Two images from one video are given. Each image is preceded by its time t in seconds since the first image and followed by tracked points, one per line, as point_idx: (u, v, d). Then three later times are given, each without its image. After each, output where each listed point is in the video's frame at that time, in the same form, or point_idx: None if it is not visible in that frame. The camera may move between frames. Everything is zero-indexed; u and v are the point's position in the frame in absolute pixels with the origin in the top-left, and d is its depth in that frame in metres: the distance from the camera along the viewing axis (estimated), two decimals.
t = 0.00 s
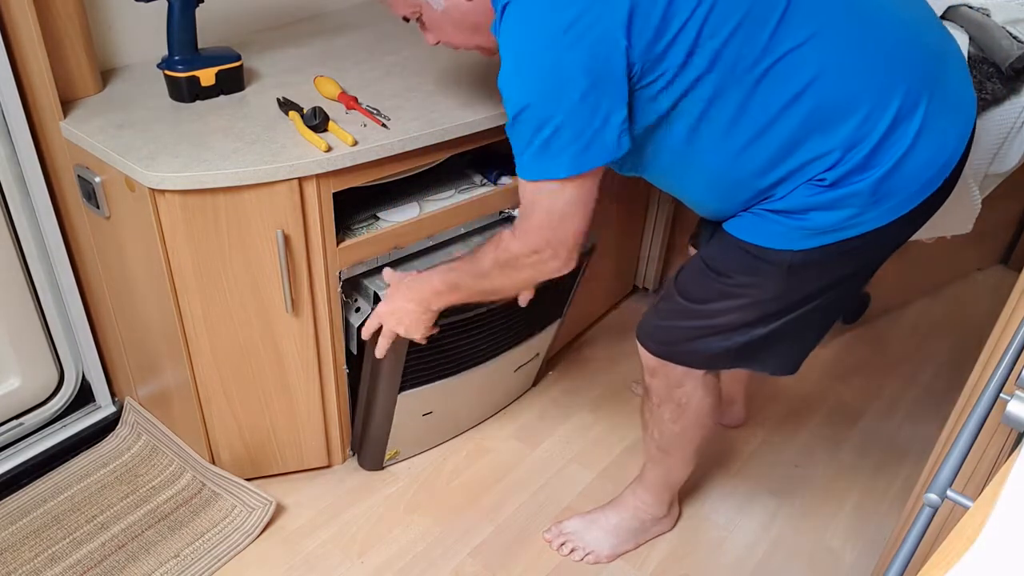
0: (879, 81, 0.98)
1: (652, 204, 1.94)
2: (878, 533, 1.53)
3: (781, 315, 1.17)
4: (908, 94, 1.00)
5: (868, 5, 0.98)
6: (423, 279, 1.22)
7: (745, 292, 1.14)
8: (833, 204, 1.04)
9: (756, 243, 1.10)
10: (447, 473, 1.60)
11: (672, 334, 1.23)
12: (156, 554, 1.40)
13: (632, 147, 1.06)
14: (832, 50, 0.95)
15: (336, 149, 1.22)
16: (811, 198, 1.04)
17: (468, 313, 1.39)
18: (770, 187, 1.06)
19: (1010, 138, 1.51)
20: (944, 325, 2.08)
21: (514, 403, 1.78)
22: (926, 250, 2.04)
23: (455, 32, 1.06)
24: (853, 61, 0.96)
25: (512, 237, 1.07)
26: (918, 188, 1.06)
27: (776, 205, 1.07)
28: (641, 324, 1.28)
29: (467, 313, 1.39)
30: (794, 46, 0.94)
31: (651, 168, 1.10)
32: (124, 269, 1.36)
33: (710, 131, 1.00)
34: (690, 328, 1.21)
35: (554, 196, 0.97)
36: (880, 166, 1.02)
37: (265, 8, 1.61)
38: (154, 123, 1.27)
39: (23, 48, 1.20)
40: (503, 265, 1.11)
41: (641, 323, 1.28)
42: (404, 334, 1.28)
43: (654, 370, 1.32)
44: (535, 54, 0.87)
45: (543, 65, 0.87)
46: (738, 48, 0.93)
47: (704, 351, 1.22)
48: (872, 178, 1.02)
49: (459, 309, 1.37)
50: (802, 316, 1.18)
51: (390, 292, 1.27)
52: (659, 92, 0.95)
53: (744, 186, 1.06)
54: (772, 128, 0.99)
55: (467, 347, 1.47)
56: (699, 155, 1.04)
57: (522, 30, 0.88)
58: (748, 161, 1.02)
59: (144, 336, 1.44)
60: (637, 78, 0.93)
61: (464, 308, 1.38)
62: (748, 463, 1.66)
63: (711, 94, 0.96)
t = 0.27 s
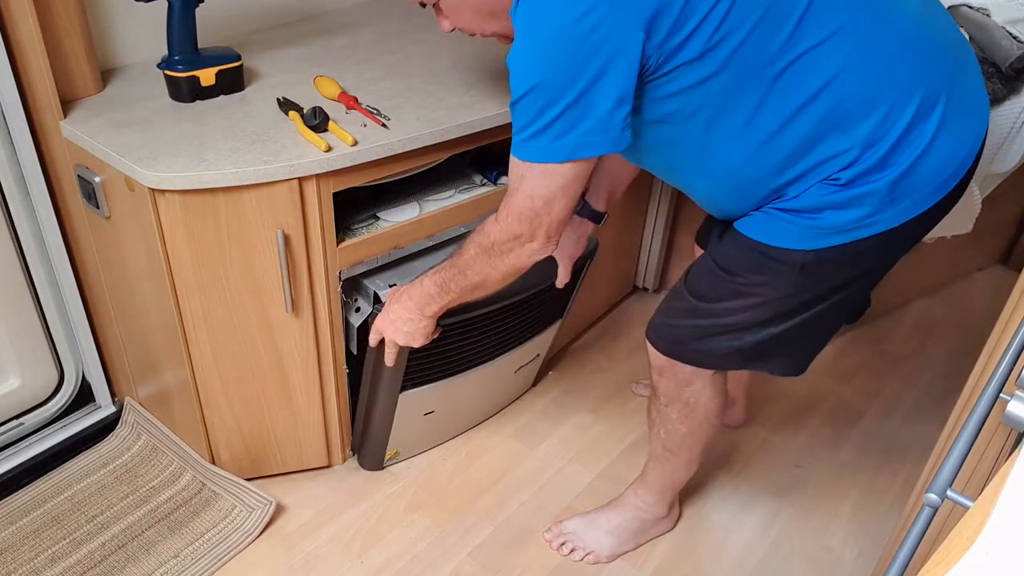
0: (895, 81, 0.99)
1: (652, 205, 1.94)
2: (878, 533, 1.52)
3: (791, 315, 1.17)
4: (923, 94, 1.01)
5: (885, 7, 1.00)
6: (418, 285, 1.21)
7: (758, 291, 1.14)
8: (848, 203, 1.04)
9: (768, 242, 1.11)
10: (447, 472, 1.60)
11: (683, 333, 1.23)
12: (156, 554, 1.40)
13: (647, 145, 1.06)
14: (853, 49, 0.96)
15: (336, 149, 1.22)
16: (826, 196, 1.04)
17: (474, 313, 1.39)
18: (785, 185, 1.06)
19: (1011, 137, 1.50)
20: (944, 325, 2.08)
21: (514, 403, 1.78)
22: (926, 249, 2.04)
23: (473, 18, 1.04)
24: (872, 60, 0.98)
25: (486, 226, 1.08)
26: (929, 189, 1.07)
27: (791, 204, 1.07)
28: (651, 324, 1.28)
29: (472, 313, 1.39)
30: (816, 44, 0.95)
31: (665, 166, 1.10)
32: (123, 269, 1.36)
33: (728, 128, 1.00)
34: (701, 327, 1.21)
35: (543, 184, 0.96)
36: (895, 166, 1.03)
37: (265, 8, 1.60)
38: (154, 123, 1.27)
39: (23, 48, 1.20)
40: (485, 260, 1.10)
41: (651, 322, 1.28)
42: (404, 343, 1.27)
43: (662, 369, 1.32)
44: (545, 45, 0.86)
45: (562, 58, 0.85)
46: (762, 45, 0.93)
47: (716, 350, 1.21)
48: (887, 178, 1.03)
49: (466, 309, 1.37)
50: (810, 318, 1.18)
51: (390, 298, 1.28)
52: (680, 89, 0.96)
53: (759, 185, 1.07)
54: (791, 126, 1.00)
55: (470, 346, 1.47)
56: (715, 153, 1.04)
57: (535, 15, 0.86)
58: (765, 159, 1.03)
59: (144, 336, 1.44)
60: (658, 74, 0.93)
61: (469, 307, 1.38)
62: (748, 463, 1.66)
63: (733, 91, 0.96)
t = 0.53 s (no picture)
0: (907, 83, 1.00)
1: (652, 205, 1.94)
2: (878, 533, 1.52)
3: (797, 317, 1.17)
4: (934, 98, 1.02)
5: (898, 11, 1.00)
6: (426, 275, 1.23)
7: (765, 292, 1.14)
8: (858, 205, 1.05)
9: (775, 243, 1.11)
10: (447, 472, 1.60)
11: (689, 332, 1.23)
12: (156, 555, 1.40)
13: (660, 144, 1.07)
14: (866, 51, 0.97)
15: (336, 149, 1.22)
16: (836, 198, 1.04)
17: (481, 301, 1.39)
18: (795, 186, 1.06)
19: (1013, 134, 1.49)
20: (944, 326, 2.08)
21: (514, 403, 1.78)
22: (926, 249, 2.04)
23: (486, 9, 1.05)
24: (884, 63, 0.98)
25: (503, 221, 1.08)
26: (938, 192, 1.08)
27: (800, 205, 1.07)
28: (657, 323, 1.28)
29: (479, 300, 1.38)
30: (831, 46, 0.95)
31: (677, 165, 1.10)
32: (123, 269, 1.36)
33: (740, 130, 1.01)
34: (708, 327, 1.21)
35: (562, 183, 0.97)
36: (906, 169, 1.03)
37: (265, 8, 1.60)
38: (154, 123, 1.27)
39: (23, 48, 1.20)
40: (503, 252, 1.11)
41: (657, 321, 1.28)
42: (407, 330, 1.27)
43: (668, 368, 1.31)
44: (565, 40, 0.86)
45: (579, 56, 0.86)
46: (778, 45, 0.94)
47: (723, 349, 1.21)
48: (897, 180, 1.03)
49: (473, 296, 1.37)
50: (815, 321, 1.18)
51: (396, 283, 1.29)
52: (694, 91, 0.96)
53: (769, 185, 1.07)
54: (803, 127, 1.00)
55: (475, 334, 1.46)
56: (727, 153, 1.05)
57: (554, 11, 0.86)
58: (776, 160, 1.03)
59: (144, 336, 1.44)
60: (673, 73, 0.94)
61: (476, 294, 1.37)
62: (748, 463, 1.66)
63: (747, 91, 0.97)
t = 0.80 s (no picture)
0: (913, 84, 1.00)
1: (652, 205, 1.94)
2: (878, 533, 1.52)
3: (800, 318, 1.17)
4: (939, 98, 1.02)
5: (905, 12, 1.00)
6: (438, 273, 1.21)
7: (769, 291, 1.14)
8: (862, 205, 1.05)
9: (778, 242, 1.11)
10: (447, 472, 1.60)
11: (693, 331, 1.23)
12: (156, 554, 1.40)
13: (665, 142, 1.07)
14: (872, 51, 0.97)
15: (336, 149, 1.22)
16: (840, 198, 1.04)
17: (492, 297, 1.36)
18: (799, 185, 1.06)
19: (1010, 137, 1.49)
20: (944, 326, 2.08)
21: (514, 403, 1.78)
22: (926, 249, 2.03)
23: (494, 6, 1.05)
24: (890, 63, 0.98)
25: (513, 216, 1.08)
26: (942, 193, 1.08)
27: (804, 204, 1.07)
28: (659, 321, 1.28)
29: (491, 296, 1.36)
30: (837, 45, 0.95)
31: (681, 163, 1.10)
32: (123, 268, 1.36)
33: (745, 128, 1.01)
34: (711, 327, 1.21)
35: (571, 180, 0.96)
36: (910, 169, 1.03)
37: (265, 8, 1.60)
38: (154, 123, 1.27)
39: (23, 48, 1.20)
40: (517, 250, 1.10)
41: (660, 319, 1.28)
42: (414, 326, 1.27)
43: (671, 367, 1.32)
44: (573, 37, 0.86)
45: (585, 53, 0.86)
46: (785, 44, 0.94)
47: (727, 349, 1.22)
48: (901, 181, 1.03)
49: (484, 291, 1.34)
50: (817, 321, 1.18)
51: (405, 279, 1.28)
52: (699, 89, 0.96)
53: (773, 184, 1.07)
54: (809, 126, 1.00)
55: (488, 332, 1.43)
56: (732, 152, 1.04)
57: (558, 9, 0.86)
58: (781, 160, 1.03)
59: (143, 336, 1.44)
60: (677, 71, 0.94)
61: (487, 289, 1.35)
62: (748, 463, 1.66)
63: (753, 90, 0.97)
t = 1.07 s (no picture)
0: (917, 79, 1.00)
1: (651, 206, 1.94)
2: (878, 534, 1.52)
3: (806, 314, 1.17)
4: (942, 93, 1.02)
5: (910, 6, 1.01)
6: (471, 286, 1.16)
7: (774, 288, 1.14)
8: (866, 199, 1.05)
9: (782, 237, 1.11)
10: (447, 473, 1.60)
11: (700, 328, 1.22)
12: (156, 554, 1.40)
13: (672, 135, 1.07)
14: (878, 44, 0.97)
15: (336, 149, 1.22)
16: (844, 192, 1.04)
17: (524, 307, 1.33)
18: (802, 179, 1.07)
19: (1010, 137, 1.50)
20: (943, 325, 2.08)
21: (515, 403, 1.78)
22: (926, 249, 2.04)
23: None
24: (896, 58, 0.98)
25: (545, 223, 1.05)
26: (945, 188, 1.08)
27: (807, 199, 1.08)
28: (666, 318, 1.27)
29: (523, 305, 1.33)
30: (843, 39, 0.96)
31: (688, 157, 1.11)
32: (123, 268, 1.36)
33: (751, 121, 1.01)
34: (716, 324, 1.20)
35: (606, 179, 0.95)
36: (914, 163, 1.04)
37: (264, 8, 1.60)
38: (154, 123, 1.27)
39: (23, 48, 1.20)
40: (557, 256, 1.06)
41: (666, 317, 1.28)
42: (447, 341, 1.22)
43: (676, 365, 1.32)
44: (588, 29, 0.85)
45: (604, 45, 0.85)
46: (791, 37, 0.94)
47: (734, 347, 1.21)
48: (905, 176, 1.03)
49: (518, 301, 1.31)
50: (822, 318, 1.18)
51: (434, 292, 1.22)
52: (707, 83, 0.96)
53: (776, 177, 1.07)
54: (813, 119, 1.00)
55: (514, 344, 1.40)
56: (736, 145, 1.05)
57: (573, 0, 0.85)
58: (785, 153, 1.03)
59: (144, 336, 1.44)
60: (692, 66, 0.93)
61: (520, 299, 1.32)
62: (748, 463, 1.66)
63: (758, 83, 0.97)
